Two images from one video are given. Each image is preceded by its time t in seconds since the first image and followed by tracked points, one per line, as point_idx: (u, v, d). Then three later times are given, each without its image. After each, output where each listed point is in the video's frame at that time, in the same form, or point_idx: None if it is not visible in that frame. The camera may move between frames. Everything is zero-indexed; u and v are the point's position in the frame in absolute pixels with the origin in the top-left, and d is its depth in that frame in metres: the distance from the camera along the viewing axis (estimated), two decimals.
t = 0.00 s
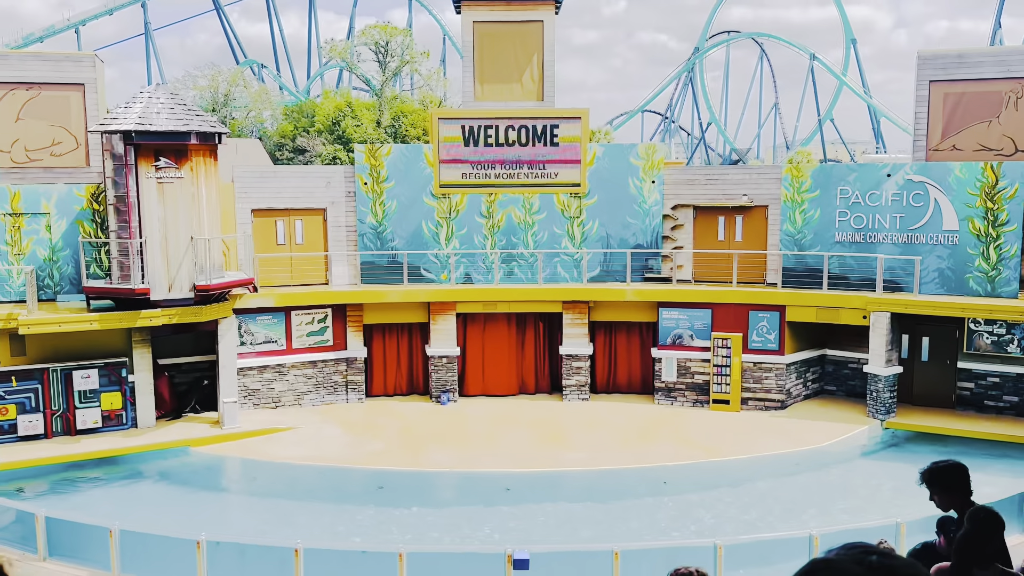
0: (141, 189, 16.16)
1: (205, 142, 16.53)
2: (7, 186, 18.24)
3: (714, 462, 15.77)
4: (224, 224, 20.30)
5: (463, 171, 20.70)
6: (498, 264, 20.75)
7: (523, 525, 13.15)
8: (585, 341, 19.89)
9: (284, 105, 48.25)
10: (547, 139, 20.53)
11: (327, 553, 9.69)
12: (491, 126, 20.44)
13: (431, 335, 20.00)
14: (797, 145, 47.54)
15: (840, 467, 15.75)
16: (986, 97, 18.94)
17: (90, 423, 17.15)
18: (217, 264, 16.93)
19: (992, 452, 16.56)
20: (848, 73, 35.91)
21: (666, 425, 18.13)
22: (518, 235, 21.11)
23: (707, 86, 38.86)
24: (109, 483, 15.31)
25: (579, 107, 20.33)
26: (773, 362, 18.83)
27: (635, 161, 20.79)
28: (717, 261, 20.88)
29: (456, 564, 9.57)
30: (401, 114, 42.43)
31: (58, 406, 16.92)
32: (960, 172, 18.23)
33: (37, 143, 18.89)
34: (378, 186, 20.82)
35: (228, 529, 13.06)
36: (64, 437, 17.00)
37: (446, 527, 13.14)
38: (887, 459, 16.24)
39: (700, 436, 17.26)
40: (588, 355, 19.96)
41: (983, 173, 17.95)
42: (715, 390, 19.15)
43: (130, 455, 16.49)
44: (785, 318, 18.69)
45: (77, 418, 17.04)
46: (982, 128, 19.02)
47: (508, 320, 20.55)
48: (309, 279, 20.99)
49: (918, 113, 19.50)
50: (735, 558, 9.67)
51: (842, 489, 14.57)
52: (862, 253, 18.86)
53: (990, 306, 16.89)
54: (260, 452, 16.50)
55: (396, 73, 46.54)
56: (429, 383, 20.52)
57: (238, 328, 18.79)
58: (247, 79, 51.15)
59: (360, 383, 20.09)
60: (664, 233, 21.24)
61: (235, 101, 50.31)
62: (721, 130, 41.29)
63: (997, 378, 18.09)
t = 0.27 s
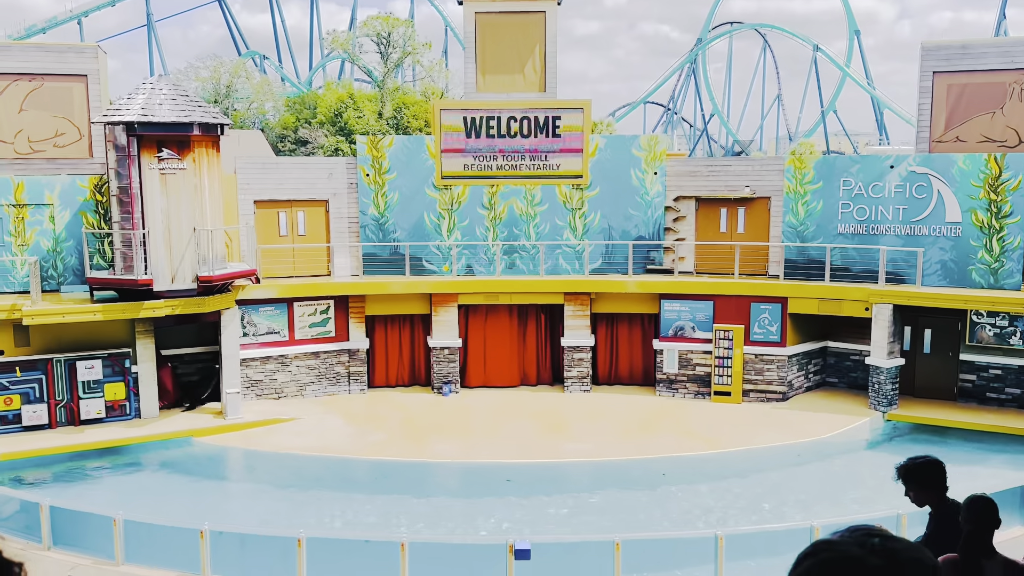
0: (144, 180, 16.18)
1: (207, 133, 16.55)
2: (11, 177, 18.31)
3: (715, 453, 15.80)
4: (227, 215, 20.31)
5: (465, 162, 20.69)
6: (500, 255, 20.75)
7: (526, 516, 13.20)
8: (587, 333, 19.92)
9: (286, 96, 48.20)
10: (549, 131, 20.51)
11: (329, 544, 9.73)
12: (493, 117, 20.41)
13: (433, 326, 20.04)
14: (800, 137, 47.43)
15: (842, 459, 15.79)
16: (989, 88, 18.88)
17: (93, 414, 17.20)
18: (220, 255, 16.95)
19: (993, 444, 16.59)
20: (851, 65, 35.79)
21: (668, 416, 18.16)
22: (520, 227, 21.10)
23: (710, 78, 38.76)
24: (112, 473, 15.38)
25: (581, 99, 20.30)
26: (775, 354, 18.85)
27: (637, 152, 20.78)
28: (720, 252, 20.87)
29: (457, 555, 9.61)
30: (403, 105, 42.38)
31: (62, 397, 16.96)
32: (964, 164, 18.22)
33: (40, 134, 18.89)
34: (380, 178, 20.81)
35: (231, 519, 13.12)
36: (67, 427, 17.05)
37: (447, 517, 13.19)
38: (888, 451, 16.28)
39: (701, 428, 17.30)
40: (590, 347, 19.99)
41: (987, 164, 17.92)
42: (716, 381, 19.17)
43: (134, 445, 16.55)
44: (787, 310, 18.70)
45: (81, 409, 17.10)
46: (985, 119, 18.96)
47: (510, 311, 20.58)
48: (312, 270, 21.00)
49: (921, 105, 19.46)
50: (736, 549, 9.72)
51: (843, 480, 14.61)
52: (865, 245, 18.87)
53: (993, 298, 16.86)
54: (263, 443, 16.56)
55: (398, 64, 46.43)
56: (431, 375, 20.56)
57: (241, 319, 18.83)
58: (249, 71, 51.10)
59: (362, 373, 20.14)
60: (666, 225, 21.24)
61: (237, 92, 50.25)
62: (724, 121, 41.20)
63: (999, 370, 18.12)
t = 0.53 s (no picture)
0: (146, 169, 16.15)
1: (209, 123, 16.51)
2: (14, 166, 18.31)
3: (717, 444, 15.79)
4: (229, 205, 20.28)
5: (468, 152, 20.64)
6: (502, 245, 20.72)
7: (528, 505, 13.23)
8: (589, 324, 19.91)
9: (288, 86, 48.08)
10: (552, 121, 20.43)
11: (332, 533, 9.74)
12: (496, 106, 20.33)
13: (435, 317, 20.05)
14: (803, 127, 47.29)
15: (843, 450, 15.79)
16: (995, 78, 18.77)
17: (96, 402, 17.22)
18: (222, 244, 16.93)
19: (995, 436, 16.58)
20: (855, 55, 35.67)
21: (669, 407, 18.14)
22: (522, 217, 21.08)
23: (713, 68, 38.62)
24: (115, 462, 15.41)
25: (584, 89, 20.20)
26: (777, 345, 18.84)
27: (640, 143, 20.72)
28: (722, 243, 20.83)
29: (460, 544, 9.62)
30: (404, 95, 42.28)
31: (66, 385, 17.00)
32: (968, 154, 18.16)
33: (43, 123, 18.84)
34: (383, 167, 20.79)
35: (234, 508, 13.15)
36: (71, 415, 17.09)
37: (450, 507, 13.21)
38: (890, 442, 16.27)
39: (702, 418, 17.29)
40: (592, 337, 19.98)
41: (991, 155, 17.87)
42: (718, 372, 19.15)
43: (137, 434, 16.58)
44: (789, 301, 18.68)
45: (84, 397, 17.13)
46: (991, 110, 18.87)
47: (512, 301, 20.57)
48: (314, 260, 20.96)
49: (925, 95, 19.38)
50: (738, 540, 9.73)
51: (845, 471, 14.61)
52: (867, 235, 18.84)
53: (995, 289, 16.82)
54: (265, 432, 16.58)
55: (400, 54, 46.27)
56: (433, 364, 20.56)
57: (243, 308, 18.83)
58: (251, 60, 50.99)
59: (364, 363, 20.15)
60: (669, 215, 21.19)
61: (239, 82, 50.13)
62: (727, 111, 41.06)
63: (1002, 362, 18.01)
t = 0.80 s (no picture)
0: (147, 157, 16.11)
1: (210, 111, 16.45)
2: (15, 154, 18.28)
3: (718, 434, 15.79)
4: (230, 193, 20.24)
5: (470, 142, 20.58)
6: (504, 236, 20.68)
7: (529, 495, 13.24)
8: (590, 314, 19.89)
9: (289, 75, 47.94)
10: (554, 110, 20.35)
11: (333, 521, 9.75)
12: (498, 96, 20.26)
13: (436, 307, 20.04)
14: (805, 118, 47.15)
15: (844, 441, 15.79)
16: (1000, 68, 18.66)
17: (97, 390, 17.23)
18: (223, 233, 16.91)
19: (996, 427, 16.58)
20: (858, 45, 35.52)
21: (670, 397, 18.14)
22: (523, 207, 21.05)
23: (715, 58, 38.47)
24: (116, 450, 15.42)
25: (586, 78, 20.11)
26: (778, 336, 18.85)
27: (642, 133, 20.67)
28: (724, 233, 20.80)
29: (461, 532, 9.63)
30: (406, 85, 42.15)
31: (66, 373, 17.02)
32: (972, 145, 18.12)
33: (43, 111, 18.78)
34: (384, 157, 20.75)
35: (235, 496, 13.17)
36: (72, 404, 17.11)
37: (450, 496, 13.22)
38: (891, 433, 16.27)
39: (703, 409, 17.29)
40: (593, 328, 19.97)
41: (995, 146, 17.85)
42: (719, 362, 19.13)
43: (138, 422, 16.60)
44: (790, 291, 18.69)
45: (85, 385, 17.14)
46: (995, 100, 18.77)
47: (513, 291, 20.55)
48: (315, 248, 20.93)
49: (929, 85, 19.31)
50: (738, 529, 9.74)
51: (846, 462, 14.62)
52: (870, 226, 18.78)
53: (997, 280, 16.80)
54: (266, 421, 16.59)
55: (401, 43, 46.09)
56: (434, 354, 20.56)
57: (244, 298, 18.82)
58: (251, 49, 50.83)
59: (365, 353, 20.16)
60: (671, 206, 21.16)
61: (240, 71, 49.97)
62: (729, 102, 40.92)
63: (1004, 353, 18.02)
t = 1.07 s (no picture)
0: (148, 142, 16.07)
1: (212, 97, 16.39)
2: (15, 139, 18.28)
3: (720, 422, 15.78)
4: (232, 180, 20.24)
5: (472, 129, 20.52)
6: (506, 224, 20.64)
7: (530, 482, 13.26)
8: (591, 302, 19.88)
9: (291, 62, 47.80)
10: (557, 97, 20.27)
11: (334, 507, 9.77)
12: (501, 83, 20.17)
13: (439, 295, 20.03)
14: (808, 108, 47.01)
15: (846, 429, 15.80)
16: (1005, 56, 18.53)
17: (100, 376, 17.26)
18: (224, 219, 16.89)
19: (997, 417, 16.57)
20: (862, 34, 35.35)
21: (672, 386, 18.14)
22: (525, 194, 21.01)
23: (718, 46, 38.30)
24: (118, 436, 15.46)
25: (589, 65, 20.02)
26: (781, 324, 18.82)
27: (645, 120, 20.59)
28: (727, 221, 20.78)
29: (462, 519, 9.65)
30: (408, 72, 42.04)
31: (68, 359, 17.05)
32: (975, 134, 18.06)
33: (44, 96, 18.73)
34: (386, 144, 20.69)
35: (237, 483, 13.19)
36: (74, 390, 17.16)
37: (451, 482, 13.25)
38: (892, 421, 16.27)
39: (705, 397, 17.30)
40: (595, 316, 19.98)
41: (999, 135, 17.79)
42: (721, 351, 19.10)
43: (140, 408, 16.63)
44: (793, 280, 18.67)
45: (87, 371, 17.16)
46: (999, 89, 18.66)
47: (515, 279, 20.54)
48: (318, 236, 20.89)
49: (933, 74, 19.22)
50: (739, 517, 9.75)
51: (847, 451, 14.62)
52: (873, 215, 18.69)
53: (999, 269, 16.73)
54: (268, 408, 16.62)
55: (404, 30, 45.92)
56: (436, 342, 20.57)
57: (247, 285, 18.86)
58: (253, 36, 50.66)
59: (367, 340, 20.18)
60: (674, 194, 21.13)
61: (242, 58, 49.81)
62: (732, 91, 40.79)
63: (1005, 342, 17.99)
